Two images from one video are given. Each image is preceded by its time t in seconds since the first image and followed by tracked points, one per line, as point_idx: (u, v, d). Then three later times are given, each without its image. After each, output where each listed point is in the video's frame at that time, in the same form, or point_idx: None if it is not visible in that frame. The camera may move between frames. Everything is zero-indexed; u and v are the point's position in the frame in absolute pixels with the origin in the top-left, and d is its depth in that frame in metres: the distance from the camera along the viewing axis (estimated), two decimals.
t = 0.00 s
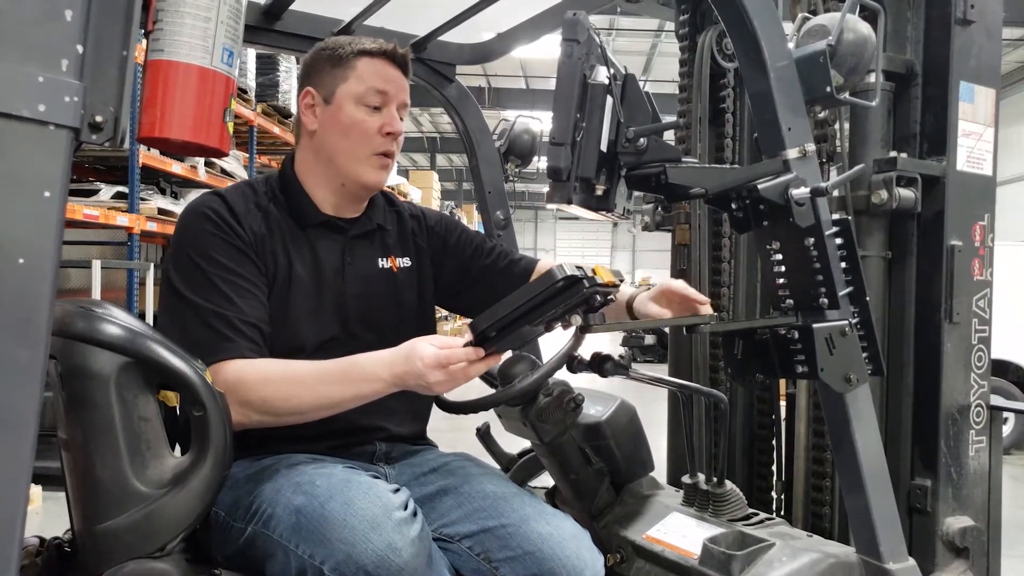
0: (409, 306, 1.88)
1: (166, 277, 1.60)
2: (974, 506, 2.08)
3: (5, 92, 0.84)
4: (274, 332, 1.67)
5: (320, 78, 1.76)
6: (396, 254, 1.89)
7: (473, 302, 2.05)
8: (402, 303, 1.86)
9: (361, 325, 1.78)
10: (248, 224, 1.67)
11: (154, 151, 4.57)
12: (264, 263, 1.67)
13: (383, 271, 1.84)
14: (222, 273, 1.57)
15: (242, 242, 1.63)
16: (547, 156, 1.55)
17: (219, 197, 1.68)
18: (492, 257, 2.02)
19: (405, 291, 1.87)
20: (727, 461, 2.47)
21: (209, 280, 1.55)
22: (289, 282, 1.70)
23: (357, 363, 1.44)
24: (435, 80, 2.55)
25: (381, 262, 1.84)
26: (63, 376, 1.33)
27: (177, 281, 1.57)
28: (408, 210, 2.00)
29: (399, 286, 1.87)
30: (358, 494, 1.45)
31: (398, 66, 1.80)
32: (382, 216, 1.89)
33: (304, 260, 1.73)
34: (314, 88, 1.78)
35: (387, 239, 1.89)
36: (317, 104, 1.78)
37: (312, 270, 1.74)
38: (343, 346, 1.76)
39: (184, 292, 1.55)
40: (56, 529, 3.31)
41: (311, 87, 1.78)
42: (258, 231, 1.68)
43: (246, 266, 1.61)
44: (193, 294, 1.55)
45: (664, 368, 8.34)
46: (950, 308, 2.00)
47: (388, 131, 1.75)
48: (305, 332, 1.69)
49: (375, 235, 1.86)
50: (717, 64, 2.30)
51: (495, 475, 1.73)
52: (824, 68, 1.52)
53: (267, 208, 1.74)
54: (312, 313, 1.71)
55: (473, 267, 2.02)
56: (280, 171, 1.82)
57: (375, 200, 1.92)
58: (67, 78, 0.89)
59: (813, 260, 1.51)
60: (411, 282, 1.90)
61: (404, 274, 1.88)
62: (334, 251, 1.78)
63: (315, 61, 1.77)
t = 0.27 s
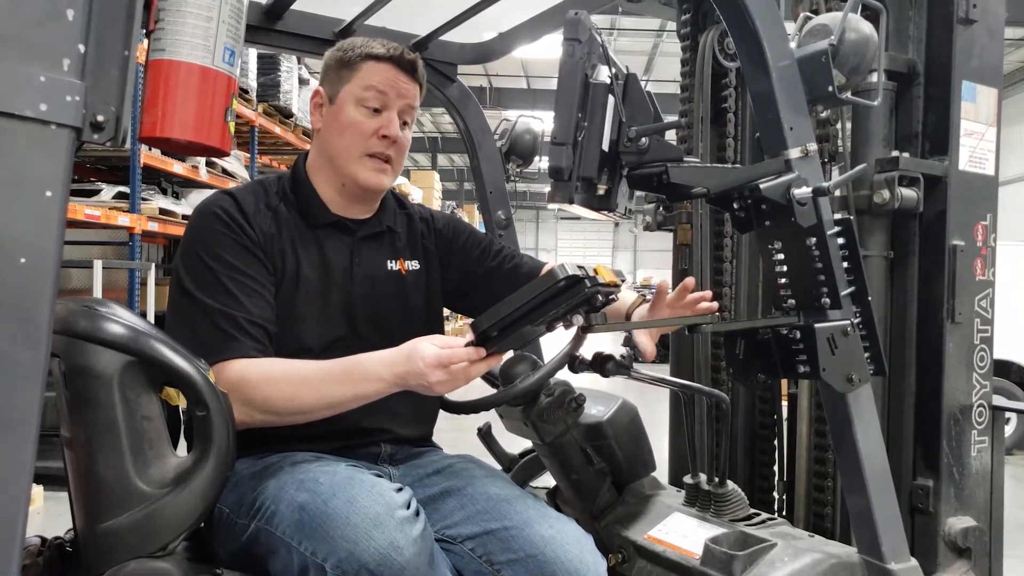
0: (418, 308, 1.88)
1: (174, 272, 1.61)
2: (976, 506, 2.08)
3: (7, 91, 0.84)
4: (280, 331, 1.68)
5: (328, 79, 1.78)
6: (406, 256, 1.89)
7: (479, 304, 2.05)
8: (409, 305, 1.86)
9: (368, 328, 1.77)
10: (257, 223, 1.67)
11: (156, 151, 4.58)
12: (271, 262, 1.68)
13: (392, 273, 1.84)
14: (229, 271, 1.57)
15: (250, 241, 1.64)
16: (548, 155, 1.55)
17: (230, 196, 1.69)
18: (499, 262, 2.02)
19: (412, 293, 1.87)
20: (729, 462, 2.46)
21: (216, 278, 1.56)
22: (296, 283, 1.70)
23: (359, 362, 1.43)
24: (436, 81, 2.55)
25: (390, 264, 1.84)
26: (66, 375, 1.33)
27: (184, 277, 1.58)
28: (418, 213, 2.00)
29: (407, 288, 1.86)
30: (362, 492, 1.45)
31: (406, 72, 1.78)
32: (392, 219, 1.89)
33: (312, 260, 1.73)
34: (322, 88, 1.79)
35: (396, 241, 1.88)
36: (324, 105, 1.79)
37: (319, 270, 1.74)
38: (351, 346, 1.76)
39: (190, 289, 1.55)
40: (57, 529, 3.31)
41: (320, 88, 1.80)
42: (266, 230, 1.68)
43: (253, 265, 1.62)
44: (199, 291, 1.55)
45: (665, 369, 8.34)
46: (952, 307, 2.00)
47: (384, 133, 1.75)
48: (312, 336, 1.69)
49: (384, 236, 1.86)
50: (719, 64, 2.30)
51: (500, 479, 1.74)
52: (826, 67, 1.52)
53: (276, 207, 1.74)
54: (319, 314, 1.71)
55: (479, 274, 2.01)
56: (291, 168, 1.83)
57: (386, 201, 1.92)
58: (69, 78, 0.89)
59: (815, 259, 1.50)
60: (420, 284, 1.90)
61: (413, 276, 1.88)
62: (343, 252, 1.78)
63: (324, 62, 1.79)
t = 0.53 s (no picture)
0: (423, 310, 1.87)
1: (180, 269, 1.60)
2: (980, 506, 2.07)
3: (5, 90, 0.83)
4: (285, 331, 1.67)
5: (338, 78, 1.77)
6: (413, 258, 1.88)
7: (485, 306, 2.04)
8: (415, 307, 1.85)
9: (372, 329, 1.76)
10: (263, 222, 1.66)
11: (157, 150, 4.57)
12: (276, 261, 1.67)
13: (398, 274, 1.83)
14: (233, 269, 1.56)
15: (257, 241, 1.63)
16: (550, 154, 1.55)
17: (237, 194, 1.68)
18: (504, 265, 2.01)
19: (418, 295, 1.86)
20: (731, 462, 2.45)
21: (222, 276, 1.55)
22: (302, 283, 1.69)
23: (362, 361, 1.43)
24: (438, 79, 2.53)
25: (396, 265, 1.83)
26: (66, 374, 1.33)
27: (190, 274, 1.57)
28: (426, 215, 1.98)
29: (413, 290, 1.85)
30: (364, 492, 1.44)
31: (415, 71, 1.77)
32: (399, 220, 1.88)
33: (318, 260, 1.72)
34: (332, 87, 1.78)
35: (403, 243, 1.87)
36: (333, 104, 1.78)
37: (324, 270, 1.73)
38: (356, 347, 1.75)
39: (196, 287, 1.55)
40: (57, 529, 3.30)
41: (329, 87, 1.79)
42: (272, 229, 1.67)
43: (259, 265, 1.61)
44: (205, 290, 1.54)
45: (666, 368, 8.33)
46: (956, 307, 1.99)
47: (393, 133, 1.74)
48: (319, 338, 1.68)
49: (391, 238, 1.85)
50: (721, 62, 2.29)
51: (502, 480, 1.73)
52: (830, 66, 1.51)
53: (283, 206, 1.73)
54: (324, 313, 1.71)
55: (486, 278, 2.01)
56: (299, 167, 1.82)
57: (393, 202, 1.91)
58: (68, 75, 0.89)
59: (818, 259, 1.49)
60: (426, 286, 1.89)
61: (419, 278, 1.87)
62: (350, 253, 1.77)
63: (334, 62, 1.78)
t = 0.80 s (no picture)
0: (428, 310, 1.87)
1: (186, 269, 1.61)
2: (983, 507, 2.06)
3: (4, 89, 0.83)
4: (290, 330, 1.66)
5: (348, 78, 1.76)
6: (418, 258, 1.87)
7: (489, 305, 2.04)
8: (419, 307, 1.85)
9: (376, 330, 1.76)
10: (269, 221, 1.66)
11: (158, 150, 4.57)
12: (282, 261, 1.66)
13: (403, 274, 1.82)
14: (239, 268, 1.56)
15: (262, 240, 1.62)
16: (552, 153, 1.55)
17: (242, 194, 1.68)
18: (507, 263, 2.01)
19: (422, 295, 1.86)
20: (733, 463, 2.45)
21: (227, 275, 1.55)
22: (307, 283, 1.68)
23: (366, 360, 1.42)
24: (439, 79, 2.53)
25: (401, 265, 1.82)
26: (66, 375, 1.32)
27: (196, 273, 1.57)
28: (431, 214, 1.97)
29: (418, 290, 1.85)
30: (366, 493, 1.44)
31: (427, 73, 1.78)
32: (405, 220, 1.87)
33: (322, 260, 1.72)
34: (341, 88, 1.77)
35: (408, 243, 1.86)
36: (343, 104, 1.77)
37: (329, 270, 1.72)
38: (359, 348, 1.74)
39: (202, 287, 1.55)
40: (57, 530, 3.29)
41: (338, 87, 1.78)
42: (277, 228, 1.67)
43: (264, 264, 1.60)
44: (211, 290, 1.54)
45: (668, 369, 8.32)
46: (958, 307, 1.98)
47: (409, 134, 1.75)
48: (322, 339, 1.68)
49: (396, 238, 1.84)
50: (723, 62, 2.28)
51: (504, 481, 1.72)
52: (833, 65, 1.51)
53: (291, 207, 1.72)
54: (329, 313, 1.70)
55: (489, 278, 2.01)
56: (305, 167, 1.81)
57: (399, 203, 1.90)
58: (68, 74, 0.88)
59: (821, 259, 1.49)
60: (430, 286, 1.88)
61: (423, 278, 1.86)
62: (355, 254, 1.76)
63: (343, 61, 1.77)
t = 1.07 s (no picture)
0: (435, 310, 1.86)
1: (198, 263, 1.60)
2: (984, 507, 2.06)
3: (3, 87, 0.82)
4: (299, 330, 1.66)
5: (359, 78, 1.75)
6: (426, 257, 1.87)
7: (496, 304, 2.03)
8: (427, 306, 1.84)
9: (382, 330, 1.75)
10: (280, 216, 1.66)
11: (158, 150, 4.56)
12: (293, 255, 1.65)
13: (411, 274, 1.82)
14: (251, 258, 1.55)
15: (273, 234, 1.62)
16: (553, 152, 1.55)
17: (252, 191, 1.68)
18: (514, 259, 1.99)
19: (430, 294, 1.85)
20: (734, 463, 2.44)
21: (240, 266, 1.54)
22: (317, 281, 1.68)
23: (391, 351, 1.39)
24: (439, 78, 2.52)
25: (409, 265, 1.82)
26: (66, 374, 1.32)
27: (208, 268, 1.56)
28: (439, 214, 1.97)
29: (426, 289, 1.84)
30: (369, 493, 1.43)
31: (438, 71, 1.77)
32: (415, 219, 1.87)
33: (332, 257, 1.71)
34: (351, 87, 1.76)
35: (417, 243, 1.86)
36: (353, 104, 1.76)
37: (339, 267, 1.72)
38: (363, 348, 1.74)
39: (214, 279, 1.54)
40: (57, 530, 3.29)
41: (348, 86, 1.77)
42: (288, 224, 1.67)
43: (276, 256, 1.59)
44: (223, 282, 1.53)
45: (668, 369, 8.32)
46: (961, 307, 1.98)
47: (421, 134, 1.75)
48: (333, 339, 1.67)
49: (405, 238, 1.83)
50: (724, 61, 2.28)
51: (506, 482, 1.72)
52: (834, 63, 1.50)
53: (301, 205, 1.72)
54: (338, 311, 1.70)
55: (496, 276, 2.00)
56: (314, 167, 1.81)
57: (408, 203, 1.90)
58: (66, 72, 0.88)
59: (823, 259, 1.48)
60: (438, 286, 1.88)
61: (431, 277, 1.86)
62: (364, 253, 1.76)
63: (354, 60, 1.76)
